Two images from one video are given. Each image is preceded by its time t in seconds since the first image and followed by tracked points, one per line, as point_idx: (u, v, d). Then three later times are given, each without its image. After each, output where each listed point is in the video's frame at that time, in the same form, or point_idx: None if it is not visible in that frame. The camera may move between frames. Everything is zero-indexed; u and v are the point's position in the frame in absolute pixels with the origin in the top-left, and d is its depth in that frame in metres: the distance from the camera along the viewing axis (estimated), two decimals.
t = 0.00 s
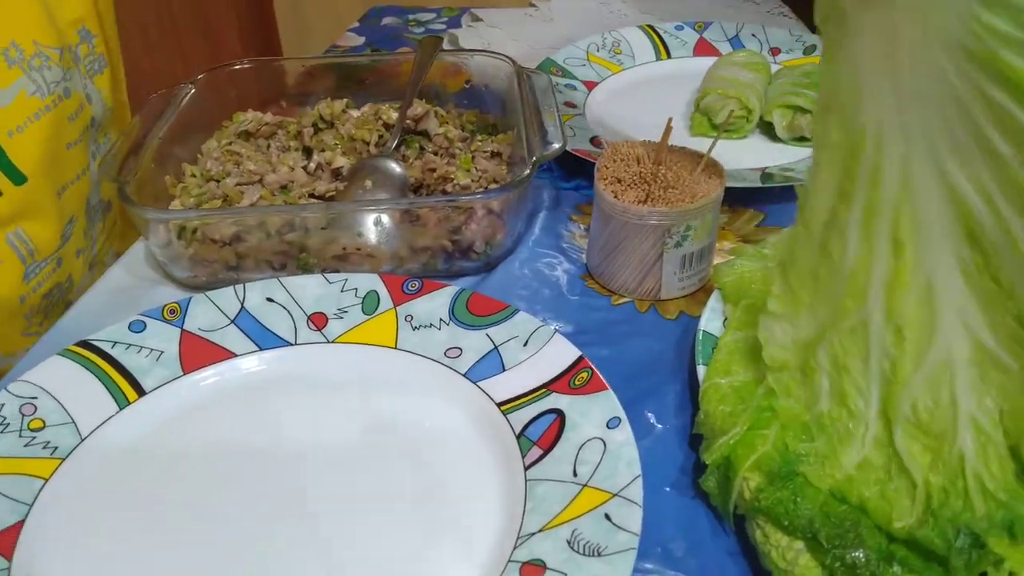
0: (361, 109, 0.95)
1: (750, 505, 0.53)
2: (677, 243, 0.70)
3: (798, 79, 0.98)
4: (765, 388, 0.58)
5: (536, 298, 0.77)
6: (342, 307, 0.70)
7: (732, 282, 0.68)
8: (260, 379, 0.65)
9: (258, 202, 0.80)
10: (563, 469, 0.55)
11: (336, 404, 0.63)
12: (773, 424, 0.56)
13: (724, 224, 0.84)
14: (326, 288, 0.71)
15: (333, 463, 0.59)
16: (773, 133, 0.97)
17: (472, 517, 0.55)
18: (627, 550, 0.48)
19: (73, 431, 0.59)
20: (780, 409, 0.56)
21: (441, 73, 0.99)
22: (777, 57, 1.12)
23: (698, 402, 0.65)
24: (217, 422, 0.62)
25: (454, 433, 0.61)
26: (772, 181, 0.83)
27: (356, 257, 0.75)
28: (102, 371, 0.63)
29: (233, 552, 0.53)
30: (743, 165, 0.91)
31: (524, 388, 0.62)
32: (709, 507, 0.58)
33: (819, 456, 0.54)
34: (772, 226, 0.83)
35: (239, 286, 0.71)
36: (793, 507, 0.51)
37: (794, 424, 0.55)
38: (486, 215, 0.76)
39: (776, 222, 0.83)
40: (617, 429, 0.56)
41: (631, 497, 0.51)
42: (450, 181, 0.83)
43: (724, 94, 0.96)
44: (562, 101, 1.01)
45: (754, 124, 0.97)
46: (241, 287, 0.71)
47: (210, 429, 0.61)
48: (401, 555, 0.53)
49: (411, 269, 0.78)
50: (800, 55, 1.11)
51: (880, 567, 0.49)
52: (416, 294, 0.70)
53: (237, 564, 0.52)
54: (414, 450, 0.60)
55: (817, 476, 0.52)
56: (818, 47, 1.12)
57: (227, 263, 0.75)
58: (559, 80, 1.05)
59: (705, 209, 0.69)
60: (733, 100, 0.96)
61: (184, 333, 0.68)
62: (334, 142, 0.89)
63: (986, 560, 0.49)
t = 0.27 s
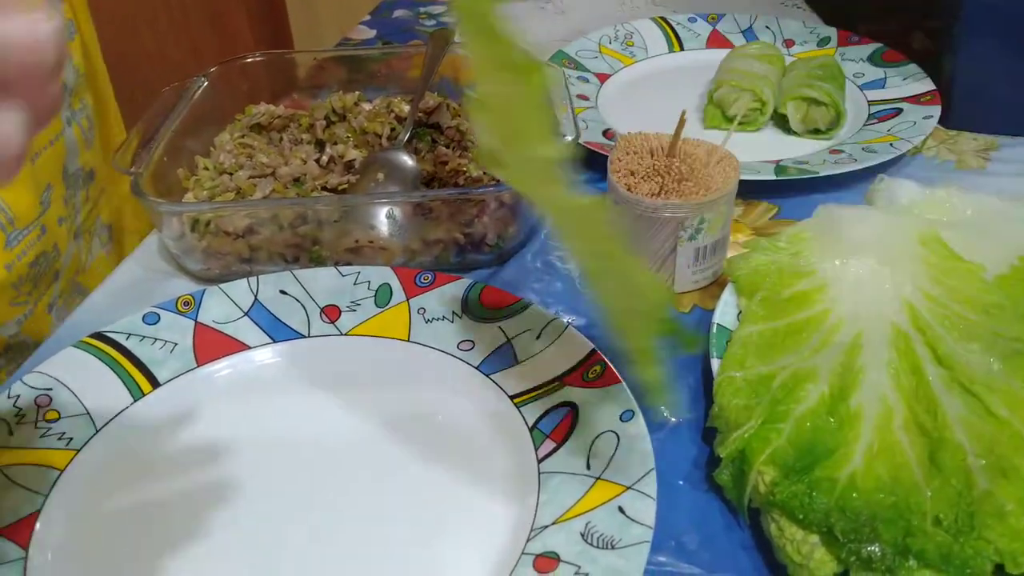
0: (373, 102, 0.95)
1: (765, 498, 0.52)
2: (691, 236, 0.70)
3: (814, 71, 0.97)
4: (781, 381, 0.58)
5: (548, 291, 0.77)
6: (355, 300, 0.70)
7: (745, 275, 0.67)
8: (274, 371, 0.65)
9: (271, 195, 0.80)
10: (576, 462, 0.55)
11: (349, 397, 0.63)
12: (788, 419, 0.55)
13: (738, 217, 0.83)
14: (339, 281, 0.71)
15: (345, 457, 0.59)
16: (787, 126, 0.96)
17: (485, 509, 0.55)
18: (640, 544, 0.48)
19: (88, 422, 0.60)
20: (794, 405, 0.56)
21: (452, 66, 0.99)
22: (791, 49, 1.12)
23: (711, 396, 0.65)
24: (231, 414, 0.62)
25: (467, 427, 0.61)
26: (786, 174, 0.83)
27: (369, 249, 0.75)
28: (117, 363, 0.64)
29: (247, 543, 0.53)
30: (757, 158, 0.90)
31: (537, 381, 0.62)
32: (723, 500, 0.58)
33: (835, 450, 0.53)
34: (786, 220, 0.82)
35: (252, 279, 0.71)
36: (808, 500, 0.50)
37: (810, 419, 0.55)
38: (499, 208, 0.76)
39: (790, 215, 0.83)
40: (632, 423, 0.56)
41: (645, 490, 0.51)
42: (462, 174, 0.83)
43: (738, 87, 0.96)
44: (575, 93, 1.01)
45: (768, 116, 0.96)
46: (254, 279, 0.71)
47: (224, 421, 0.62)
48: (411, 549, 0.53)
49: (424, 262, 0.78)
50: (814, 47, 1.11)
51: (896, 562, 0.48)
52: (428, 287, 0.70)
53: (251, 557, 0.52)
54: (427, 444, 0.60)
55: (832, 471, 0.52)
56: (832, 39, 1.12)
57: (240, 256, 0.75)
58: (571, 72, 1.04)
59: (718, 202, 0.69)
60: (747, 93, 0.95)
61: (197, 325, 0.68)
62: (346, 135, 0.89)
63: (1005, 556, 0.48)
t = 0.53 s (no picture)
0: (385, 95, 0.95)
1: (778, 491, 0.52)
2: (704, 229, 0.70)
3: (828, 65, 0.97)
4: (795, 374, 0.57)
5: (561, 284, 0.77)
6: (368, 291, 0.70)
7: (759, 268, 0.67)
8: (288, 360, 0.66)
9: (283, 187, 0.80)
10: (589, 453, 0.55)
11: (362, 388, 0.63)
12: (802, 412, 0.55)
13: (751, 211, 0.83)
14: (352, 273, 0.71)
15: (355, 449, 0.59)
16: (801, 119, 0.96)
17: (497, 501, 0.55)
18: (652, 536, 0.48)
19: (103, 412, 0.60)
20: (807, 399, 0.56)
21: (464, 59, 0.99)
22: (805, 42, 1.11)
23: (724, 388, 0.65)
24: (245, 404, 0.63)
25: (480, 419, 0.61)
26: (800, 167, 0.83)
27: (381, 242, 0.76)
28: (132, 354, 0.64)
29: (261, 526, 0.54)
30: (770, 151, 0.90)
31: (551, 373, 0.62)
32: (736, 493, 0.58)
33: (849, 444, 0.53)
34: (799, 213, 0.82)
35: (266, 270, 0.71)
36: (822, 493, 0.50)
37: (824, 413, 0.55)
38: (511, 200, 0.76)
39: (804, 209, 0.82)
40: (644, 415, 0.56)
41: (658, 482, 0.51)
42: (475, 166, 0.83)
43: (751, 79, 0.96)
44: (587, 86, 1.00)
45: (782, 109, 0.96)
46: (267, 271, 0.71)
47: (238, 412, 0.62)
48: (424, 541, 0.53)
49: (436, 255, 0.78)
50: (828, 40, 1.10)
51: (910, 556, 0.48)
52: (440, 279, 0.70)
53: (266, 545, 0.53)
54: (440, 435, 0.60)
55: (846, 465, 0.52)
56: (847, 32, 1.11)
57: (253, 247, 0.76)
58: (584, 65, 1.04)
59: (732, 195, 0.69)
60: (761, 86, 0.95)
61: (211, 316, 0.68)
62: (358, 127, 0.88)
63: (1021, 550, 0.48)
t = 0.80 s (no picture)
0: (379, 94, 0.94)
1: (773, 491, 0.52)
2: (699, 228, 0.70)
3: (823, 63, 0.96)
4: (790, 373, 0.57)
5: (556, 283, 0.77)
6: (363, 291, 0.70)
7: (755, 267, 0.67)
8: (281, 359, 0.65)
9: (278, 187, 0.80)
10: (584, 453, 0.55)
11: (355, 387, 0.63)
12: (797, 411, 0.55)
13: (746, 210, 0.83)
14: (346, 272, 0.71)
15: (349, 448, 0.59)
16: (796, 118, 0.96)
17: (492, 498, 0.54)
18: (648, 536, 0.48)
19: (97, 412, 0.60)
20: (803, 398, 0.56)
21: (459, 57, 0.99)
22: (800, 41, 1.11)
23: (719, 388, 0.65)
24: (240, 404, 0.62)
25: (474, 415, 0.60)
26: (794, 167, 0.83)
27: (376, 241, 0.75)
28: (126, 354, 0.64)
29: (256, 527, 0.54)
30: (765, 150, 0.90)
31: (546, 372, 0.62)
32: (732, 493, 0.58)
33: (844, 444, 0.53)
34: (794, 212, 0.82)
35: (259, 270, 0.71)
36: (818, 493, 0.50)
37: (820, 413, 0.55)
38: (506, 199, 0.76)
39: (799, 208, 0.83)
40: (639, 414, 0.56)
41: (653, 482, 0.51)
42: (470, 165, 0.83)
43: (746, 79, 0.96)
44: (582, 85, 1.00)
45: (776, 108, 0.96)
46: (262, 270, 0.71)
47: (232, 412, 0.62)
48: (422, 540, 0.52)
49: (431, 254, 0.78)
50: (823, 39, 1.10)
51: (905, 555, 0.49)
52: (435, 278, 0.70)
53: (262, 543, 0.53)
54: (434, 433, 0.59)
55: (841, 464, 0.52)
56: (841, 30, 1.11)
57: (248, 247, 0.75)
58: (579, 64, 1.04)
59: (727, 194, 0.69)
60: (756, 85, 0.95)
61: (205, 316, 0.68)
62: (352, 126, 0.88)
63: (1016, 550, 0.48)
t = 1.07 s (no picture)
0: (377, 93, 0.94)
1: (772, 491, 0.52)
2: (698, 228, 0.70)
3: (822, 63, 0.96)
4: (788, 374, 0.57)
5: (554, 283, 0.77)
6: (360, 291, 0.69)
7: (753, 267, 0.66)
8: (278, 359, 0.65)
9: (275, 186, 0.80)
10: (581, 453, 0.55)
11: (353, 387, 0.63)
12: (796, 412, 0.55)
13: (745, 209, 0.83)
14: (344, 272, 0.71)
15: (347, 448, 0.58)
16: (795, 118, 0.96)
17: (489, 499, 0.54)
18: (647, 536, 0.48)
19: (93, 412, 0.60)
20: (801, 398, 0.56)
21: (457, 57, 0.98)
22: (798, 40, 1.11)
23: (718, 389, 0.65)
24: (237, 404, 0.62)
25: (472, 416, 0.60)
26: (793, 166, 0.82)
27: (374, 241, 0.75)
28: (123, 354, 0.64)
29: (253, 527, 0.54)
30: (764, 150, 0.90)
31: (544, 373, 0.62)
32: (730, 493, 0.58)
33: (842, 445, 0.53)
34: (793, 212, 0.82)
35: (256, 269, 0.71)
36: (816, 494, 0.50)
37: (819, 413, 0.55)
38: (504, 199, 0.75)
39: (797, 207, 0.82)
40: (638, 414, 0.56)
41: (652, 483, 0.51)
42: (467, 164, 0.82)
43: (744, 78, 0.96)
44: (580, 84, 1.00)
45: (775, 108, 0.96)
46: (259, 270, 0.71)
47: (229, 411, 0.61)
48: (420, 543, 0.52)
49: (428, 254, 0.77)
50: (821, 38, 1.10)
51: (904, 555, 0.48)
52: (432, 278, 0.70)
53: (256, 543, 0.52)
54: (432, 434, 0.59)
55: (840, 465, 0.52)
56: (840, 29, 1.11)
57: (244, 246, 0.75)
58: (577, 63, 1.04)
59: (726, 193, 0.68)
60: (754, 84, 0.95)
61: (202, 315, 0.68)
62: (350, 126, 0.87)
63: (1014, 550, 0.47)
